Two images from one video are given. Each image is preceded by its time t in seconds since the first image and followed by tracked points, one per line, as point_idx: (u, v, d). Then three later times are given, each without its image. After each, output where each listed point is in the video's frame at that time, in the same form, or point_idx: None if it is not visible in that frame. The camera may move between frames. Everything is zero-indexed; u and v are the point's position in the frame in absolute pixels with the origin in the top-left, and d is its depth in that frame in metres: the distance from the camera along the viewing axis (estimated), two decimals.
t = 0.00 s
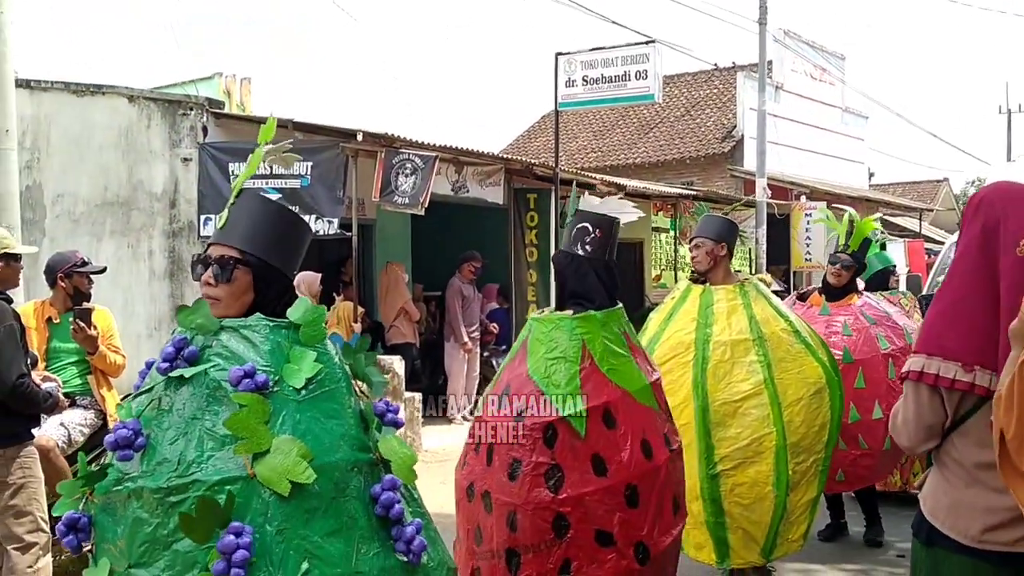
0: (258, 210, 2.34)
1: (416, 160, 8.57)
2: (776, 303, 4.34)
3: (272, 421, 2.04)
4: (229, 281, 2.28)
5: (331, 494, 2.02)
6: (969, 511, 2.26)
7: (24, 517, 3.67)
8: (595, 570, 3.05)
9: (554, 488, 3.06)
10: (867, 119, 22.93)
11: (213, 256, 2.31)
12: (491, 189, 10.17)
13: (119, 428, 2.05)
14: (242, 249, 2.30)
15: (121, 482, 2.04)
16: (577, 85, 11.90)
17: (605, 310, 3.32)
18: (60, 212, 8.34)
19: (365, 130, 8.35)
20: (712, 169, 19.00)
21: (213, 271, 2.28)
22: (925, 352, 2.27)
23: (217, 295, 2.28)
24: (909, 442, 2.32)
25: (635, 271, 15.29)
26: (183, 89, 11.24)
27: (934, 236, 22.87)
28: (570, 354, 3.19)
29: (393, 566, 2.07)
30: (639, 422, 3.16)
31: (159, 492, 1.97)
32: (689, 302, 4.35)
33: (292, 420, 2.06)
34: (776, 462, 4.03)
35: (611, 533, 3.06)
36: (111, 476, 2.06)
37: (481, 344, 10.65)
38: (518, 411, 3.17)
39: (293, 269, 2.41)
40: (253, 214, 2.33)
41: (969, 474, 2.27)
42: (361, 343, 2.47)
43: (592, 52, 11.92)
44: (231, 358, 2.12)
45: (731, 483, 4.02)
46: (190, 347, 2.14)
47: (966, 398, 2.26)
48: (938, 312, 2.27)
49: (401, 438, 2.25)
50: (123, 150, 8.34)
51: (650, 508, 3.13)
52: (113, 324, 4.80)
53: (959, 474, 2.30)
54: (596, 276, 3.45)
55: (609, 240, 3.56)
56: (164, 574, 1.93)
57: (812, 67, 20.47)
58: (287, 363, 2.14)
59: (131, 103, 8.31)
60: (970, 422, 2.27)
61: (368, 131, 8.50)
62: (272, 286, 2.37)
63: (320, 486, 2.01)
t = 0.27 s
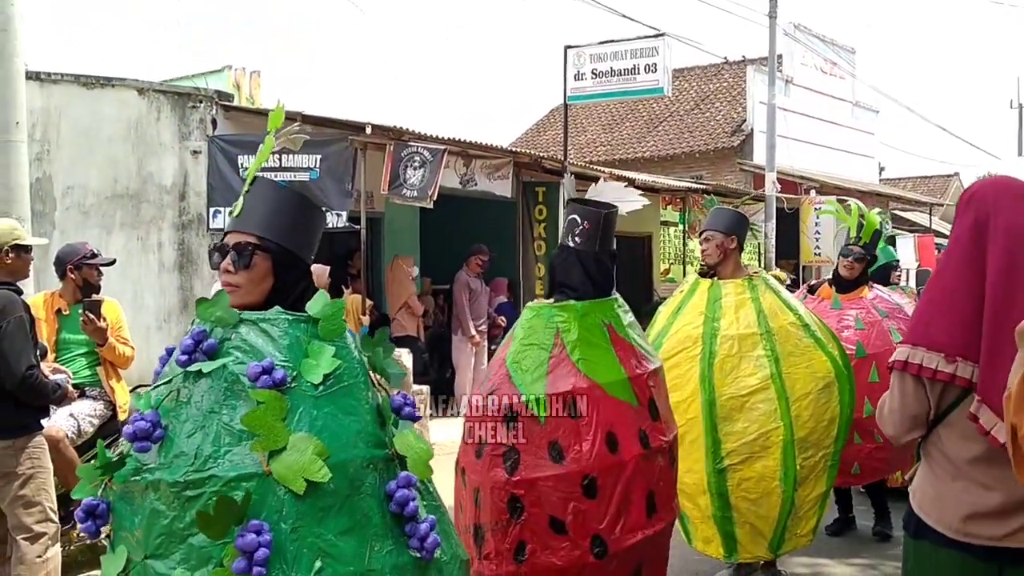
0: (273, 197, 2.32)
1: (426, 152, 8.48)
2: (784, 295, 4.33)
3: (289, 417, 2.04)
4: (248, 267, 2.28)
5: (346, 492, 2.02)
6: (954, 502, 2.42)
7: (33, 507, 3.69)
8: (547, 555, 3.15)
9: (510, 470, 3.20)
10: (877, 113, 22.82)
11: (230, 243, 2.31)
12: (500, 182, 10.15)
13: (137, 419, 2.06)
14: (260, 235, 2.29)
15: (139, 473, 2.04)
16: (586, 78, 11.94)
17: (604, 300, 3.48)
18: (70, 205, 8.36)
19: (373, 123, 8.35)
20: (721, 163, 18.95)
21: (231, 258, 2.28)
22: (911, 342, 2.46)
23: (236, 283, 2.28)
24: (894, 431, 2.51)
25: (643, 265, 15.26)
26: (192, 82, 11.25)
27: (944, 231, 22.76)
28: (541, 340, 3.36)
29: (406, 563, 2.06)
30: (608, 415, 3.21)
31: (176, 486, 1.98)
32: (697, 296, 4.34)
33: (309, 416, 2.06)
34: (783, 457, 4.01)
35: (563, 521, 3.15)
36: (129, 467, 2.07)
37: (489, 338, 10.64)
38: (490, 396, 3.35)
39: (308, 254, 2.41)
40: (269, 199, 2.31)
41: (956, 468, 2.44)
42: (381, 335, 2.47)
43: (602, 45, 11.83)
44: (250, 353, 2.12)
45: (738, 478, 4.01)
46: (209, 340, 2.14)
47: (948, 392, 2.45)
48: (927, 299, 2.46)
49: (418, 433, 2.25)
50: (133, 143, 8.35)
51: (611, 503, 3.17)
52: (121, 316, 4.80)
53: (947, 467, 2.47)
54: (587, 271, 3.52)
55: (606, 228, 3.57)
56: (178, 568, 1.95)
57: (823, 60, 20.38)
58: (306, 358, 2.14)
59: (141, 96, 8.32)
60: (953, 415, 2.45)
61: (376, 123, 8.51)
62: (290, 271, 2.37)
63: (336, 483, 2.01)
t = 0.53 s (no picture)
0: (291, 190, 2.34)
1: (432, 145, 8.56)
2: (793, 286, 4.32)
3: (302, 418, 2.05)
4: (266, 259, 2.29)
5: (353, 495, 2.04)
6: (945, 496, 2.41)
7: (42, 495, 3.70)
8: (534, 538, 3.18)
9: (498, 453, 3.28)
10: (887, 107, 22.73)
11: (249, 236, 2.31)
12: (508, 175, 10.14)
13: (153, 409, 2.05)
14: (277, 227, 2.30)
15: (151, 462, 2.05)
16: (595, 71, 11.92)
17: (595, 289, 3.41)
18: (79, 195, 8.39)
19: (382, 116, 8.28)
20: (730, 156, 18.91)
21: (249, 253, 2.28)
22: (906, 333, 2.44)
23: (256, 275, 2.29)
24: (889, 424, 2.50)
25: (651, 259, 15.24)
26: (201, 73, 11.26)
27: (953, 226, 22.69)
28: (531, 328, 3.37)
29: (410, 569, 2.07)
30: (592, 399, 3.19)
31: (186, 479, 1.99)
32: (707, 287, 4.33)
33: (323, 419, 2.07)
34: (792, 449, 4.01)
35: (548, 504, 3.16)
36: (142, 454, 2.07)
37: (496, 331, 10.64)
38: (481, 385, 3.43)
39: (325, 245, 2.42)
40: (284, 190, 2.33)
41: (950, 462, 2.42)
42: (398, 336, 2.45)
43: (610, 37, 11.90)
44: (268, 353, 2.12)
45: (747, 469, 4.02)
46: (228, 336, 2.14)
47: (941, 383, 2.43)
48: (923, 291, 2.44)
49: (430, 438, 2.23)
50: (142, 134, 8.37)
51: (596, 486, 3.15)
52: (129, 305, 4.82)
53: (941, 460, 2.45)
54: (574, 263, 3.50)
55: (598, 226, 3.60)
56: (184, 559, 1.96)
57: (832, 53, 20.30)
58: (322, 361, 2.14)
59: (149, 87, 8.34)
60: (946, 408, 2.43)
61: (385, 116, 8.32)
62: (308, 262, 2.37)
63: (345, 487, 2.02)
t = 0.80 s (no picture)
0: (298, 182, 2.34)
1: (440, 137, 8.51)
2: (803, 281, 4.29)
3: (306, 395, 2.05)
4: (268, 251, 2.28)
5: (363, 468, 2.04)
6: (959, 489, 2.38)
7: (50, 485, 3.70)
8: (539, 532, 3.16)
9: (497, 452, 3.27)
10: (896, 101, 22.64)
11: (252, 226, 2.31)
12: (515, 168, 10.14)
13: (156, 396, 2.05)
14: (281, 219, 2.29)
15: (157, 450, 2.05)
16: (602, 64, 12.03)
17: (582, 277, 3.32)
18: (87, 186, 8.35)
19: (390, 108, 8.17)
20: (738, 150, 18.86)
21: (251, 241, 2.27)
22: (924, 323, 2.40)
23: (256, 264, 2.28)
24: (908, 415, 2.46)
25: (658, 252, 15.22)
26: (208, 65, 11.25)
27: (962, 221, 22.62)
28: (518, 324, 3.36)
29: (421, 540, 2.08)
30: (582, 391, 3.15)
31: (195, 461, 1.99)
32: (717, 280, 4.31)
33: (327, 394, 2.07)
34: (803, 441, 4.00)
35: (549, 500, 3.14)
36: (147, 443, 2.07)
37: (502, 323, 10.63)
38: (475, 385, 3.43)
39: (328, 242, 2.41)
40: (293, 183, 2.33)
41: (967, 454, 2.38)
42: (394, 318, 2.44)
43: (618, 29, 11.78)
44: (268, 333, 2.13)
45: (758, 462, 4.02)
46: (227, 320, 2.16)
47: (959, 372, 2.39)
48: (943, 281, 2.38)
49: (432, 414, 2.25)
50: (149, 125, 8.38)
51: (594, 477, 3.11)
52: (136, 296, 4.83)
53: (958, 452, 2.41)
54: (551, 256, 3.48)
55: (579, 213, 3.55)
56: (198, 541, 1.95)
57: (841, 47, 20.22)
58: (322, 338, 2.14)
59: (157, 79, 8.34)
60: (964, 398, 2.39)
61: (391, 107, 8.22)
62: (309, 258, 2.37)
63: (354, 459, 2.03)
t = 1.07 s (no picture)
0: (315, 170, 2.35)
1: (448, 131, 8.54)
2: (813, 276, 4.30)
3: (327, 383, 2.05)
4: (282, 237, 2.27)
5: (381, 455, 2.04)
6: (992, 482, 2.34)
7: (60, 477, 3.71)
8: (498, 516, 3.26)
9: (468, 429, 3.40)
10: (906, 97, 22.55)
11: (269, 212, 2.31)
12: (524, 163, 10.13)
13: (175, 383, 2.06)
14: (298, 207, 2.29)
15: (176, 437, 2.05)
16: (612, 58, 12.03)
17: (587, 274, 3.50)
18: (96, 179, 8.42)
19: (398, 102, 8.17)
20: (747, 145, 18.81)
21: (267, 229, 2.27)
22: (960, 310, 2.42)
23: (270, 250, 2.27)
24: (939, 404, 2.48)
25: (666, 248, 15.20)
26: (217, 60, 11.27)
27: (971, 217, 22.53)
28: (510, 310, 3.49)
29: (438, 528, 2.09)
30: (559, 381, 3.25)
31: (216, 448, 1.99)
32: (726, 275, 4.30)
33: (345, 381, 2.07)
34: (810, 437, 4.00)
35: (510, 482, 3.25)
36: (166, 430, 2.08)
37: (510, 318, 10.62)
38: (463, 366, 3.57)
39: (345, 231, 2.41)
40: (310, 173, 2.34)
41: (995, 446, 2.35)
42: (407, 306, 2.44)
43: (628, 23, 11.86)
44: (287, 320, 2.12)
45: (765, 457, 4.01)
46: (246, 307, 2.14)
47: (993, 362, 2.38)
48: (985, 270, 2.40)
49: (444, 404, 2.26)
50: (158, 119, 8.40)
51: (556, 467, 3.21)
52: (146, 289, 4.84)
53: (987, 445, 2.38)
54: (550, 250, 3.58)
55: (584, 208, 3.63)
56: (218, 528, 1.96)
57: (850, 42, 20.13)
58: (341, 326, 2.14)
59: (166, 72, 8.36)
60: (996, 389, 2.37)
61: (400, 101, 8.26)
62: (322, 247, 2.35)
63: (373, 447, 2.03)
